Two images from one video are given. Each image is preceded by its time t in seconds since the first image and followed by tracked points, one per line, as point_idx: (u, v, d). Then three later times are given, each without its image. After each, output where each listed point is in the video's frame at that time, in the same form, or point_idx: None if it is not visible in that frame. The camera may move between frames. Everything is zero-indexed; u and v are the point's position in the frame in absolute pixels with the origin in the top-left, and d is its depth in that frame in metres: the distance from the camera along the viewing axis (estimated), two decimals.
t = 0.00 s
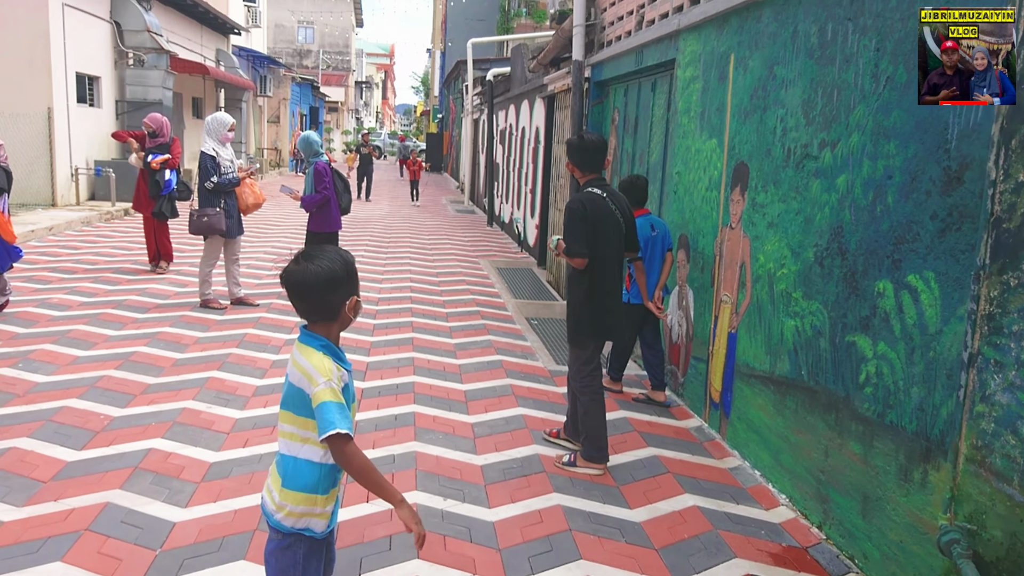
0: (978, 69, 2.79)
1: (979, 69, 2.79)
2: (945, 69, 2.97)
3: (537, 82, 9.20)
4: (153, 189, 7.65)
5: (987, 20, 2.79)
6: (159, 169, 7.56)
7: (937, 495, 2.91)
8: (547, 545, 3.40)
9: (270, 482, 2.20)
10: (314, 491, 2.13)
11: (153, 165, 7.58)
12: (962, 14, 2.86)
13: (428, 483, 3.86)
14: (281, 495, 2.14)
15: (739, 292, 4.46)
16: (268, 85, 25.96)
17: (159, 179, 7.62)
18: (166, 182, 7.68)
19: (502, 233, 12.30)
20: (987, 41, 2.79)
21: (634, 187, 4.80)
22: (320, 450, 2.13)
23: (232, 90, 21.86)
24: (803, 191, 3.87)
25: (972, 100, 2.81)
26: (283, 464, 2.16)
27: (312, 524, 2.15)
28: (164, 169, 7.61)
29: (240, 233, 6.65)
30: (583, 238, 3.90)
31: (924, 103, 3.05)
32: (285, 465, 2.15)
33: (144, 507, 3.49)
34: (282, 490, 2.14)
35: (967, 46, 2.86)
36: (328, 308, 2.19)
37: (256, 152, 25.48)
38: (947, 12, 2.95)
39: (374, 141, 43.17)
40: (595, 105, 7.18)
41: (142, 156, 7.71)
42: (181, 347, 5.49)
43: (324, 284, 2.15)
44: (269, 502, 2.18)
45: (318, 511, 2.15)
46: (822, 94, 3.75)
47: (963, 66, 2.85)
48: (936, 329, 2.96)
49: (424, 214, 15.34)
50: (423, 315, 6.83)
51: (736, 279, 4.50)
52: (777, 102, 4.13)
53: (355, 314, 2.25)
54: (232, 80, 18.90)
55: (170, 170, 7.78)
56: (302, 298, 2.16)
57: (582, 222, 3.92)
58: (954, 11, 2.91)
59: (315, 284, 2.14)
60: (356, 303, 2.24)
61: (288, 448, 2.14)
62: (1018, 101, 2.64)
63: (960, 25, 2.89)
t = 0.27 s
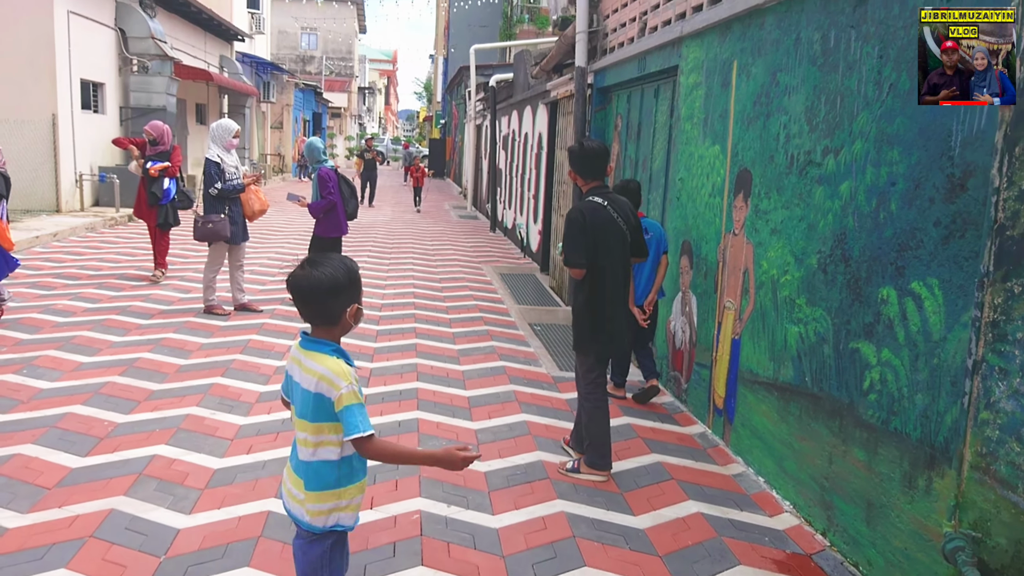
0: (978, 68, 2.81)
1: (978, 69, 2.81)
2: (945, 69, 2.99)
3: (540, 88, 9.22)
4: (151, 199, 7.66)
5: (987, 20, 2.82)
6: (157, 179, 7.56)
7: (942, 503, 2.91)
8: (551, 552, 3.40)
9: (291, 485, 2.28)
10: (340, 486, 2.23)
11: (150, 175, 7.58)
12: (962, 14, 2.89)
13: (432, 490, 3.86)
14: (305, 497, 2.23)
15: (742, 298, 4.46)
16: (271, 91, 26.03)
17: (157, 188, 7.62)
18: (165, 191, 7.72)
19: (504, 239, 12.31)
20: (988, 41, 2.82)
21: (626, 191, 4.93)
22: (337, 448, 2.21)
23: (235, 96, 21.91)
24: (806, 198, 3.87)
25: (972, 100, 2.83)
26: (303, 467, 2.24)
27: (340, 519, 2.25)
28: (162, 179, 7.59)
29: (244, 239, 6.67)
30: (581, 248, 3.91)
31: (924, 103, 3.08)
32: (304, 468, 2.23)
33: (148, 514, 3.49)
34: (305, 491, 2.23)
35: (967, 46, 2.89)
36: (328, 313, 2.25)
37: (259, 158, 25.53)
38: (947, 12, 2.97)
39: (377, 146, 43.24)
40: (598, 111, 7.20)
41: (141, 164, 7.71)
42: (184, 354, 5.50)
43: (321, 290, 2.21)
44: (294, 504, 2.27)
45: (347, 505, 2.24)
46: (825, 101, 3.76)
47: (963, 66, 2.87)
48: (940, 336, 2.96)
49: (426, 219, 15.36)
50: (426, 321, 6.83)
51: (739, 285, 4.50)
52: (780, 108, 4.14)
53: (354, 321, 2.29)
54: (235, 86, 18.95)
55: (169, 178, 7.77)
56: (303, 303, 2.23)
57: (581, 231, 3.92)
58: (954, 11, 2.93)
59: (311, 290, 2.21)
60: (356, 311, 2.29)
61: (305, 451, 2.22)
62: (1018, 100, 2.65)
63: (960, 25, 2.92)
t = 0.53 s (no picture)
0: (978, 69, 2.83)
1: (979, 69, 2.83)
2: (945, 69, 3.01)
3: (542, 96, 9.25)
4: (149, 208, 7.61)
5: (987, 20, 2.83)
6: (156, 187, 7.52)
7: (947, 513, 2.89)
8: (554, 562, 3.39)
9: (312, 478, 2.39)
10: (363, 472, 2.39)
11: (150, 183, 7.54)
12: (962, 14, 2.90)
13: (435, 499, 3.85)
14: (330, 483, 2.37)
15: (745, 307, 4.46)
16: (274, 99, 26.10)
17: (155, 196, 7.57)
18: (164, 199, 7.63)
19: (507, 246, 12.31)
20: (986, 40, 2.83)
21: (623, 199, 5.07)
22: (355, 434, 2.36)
23: (238, 104, 21.97)
24: (809, 207, 3.87)
25: (972, 100, 2.85)
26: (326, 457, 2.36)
27: (367, 501, 2.40)
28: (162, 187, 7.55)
29: (248, 247, 6.68)
30: (580, 257, 3.92)
31: (924, 103, 3.10)
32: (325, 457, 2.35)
33: (151, 523, 3.49)
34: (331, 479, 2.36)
35: (967, 46, 2.91)
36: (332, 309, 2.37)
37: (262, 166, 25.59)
38: (947, 12, 2.99)
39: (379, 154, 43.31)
40: (601, 120, 7.21)
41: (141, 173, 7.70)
42: (187, 362, 5.50)
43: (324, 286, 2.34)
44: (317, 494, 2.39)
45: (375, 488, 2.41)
46: (828, 110, 3.76)
47: (963, 66, 2.89)
48: (944, 345, 2.95)
49: (429, 227, 15.37)
50: (428, 329, 6.83)
51: (742, 294, 4.50)
52: (783, 117, 4.15)
53: (358, 318, 2.40)
54: (238, 94, 19.01)
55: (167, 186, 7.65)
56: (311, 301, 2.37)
57: (580, 240, 3.93)
58: (954, 11, 2.95)
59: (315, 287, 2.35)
60: (359, 308, 2.40)
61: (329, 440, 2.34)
62: (1018, 100, 2.67)
63: (960, 25, 2.93)
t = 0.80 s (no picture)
0: (978, 68, 2.86)
1: (978, 69, 2.85)
2: (945, 69, 3.02)
3: (544, 103, 9.27)
4: (147, 210, 7.61)
5: (987, 20, 2.85)
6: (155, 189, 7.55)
7: (950, 521, 2.89)
8: (556, 570, 3.38)
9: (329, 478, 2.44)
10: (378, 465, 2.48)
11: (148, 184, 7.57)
12: (962, 14, 2.93)
13: (438, 506, 3.84)
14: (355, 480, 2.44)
15: (748, 314, 4.46)
16: (276, 106, 26.16)
17: (155, 199, 7.58)
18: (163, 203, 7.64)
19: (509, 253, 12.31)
20: (986, 41, 2.85)
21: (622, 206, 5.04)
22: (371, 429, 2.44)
23: (241, 111, 22.01)
24: (812, 215, 3.87)
25: (972, 100, 2.87)
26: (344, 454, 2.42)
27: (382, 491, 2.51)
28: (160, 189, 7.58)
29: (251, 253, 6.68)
30: (579, 262, 3.93)
31: (924, 103, 3.10)
32: (346, 455, 2.41)
33: (153, 530, 3.48)
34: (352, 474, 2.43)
35: (967, 46, 2.92)
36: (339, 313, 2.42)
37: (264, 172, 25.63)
38: (947, 12, 3.01)
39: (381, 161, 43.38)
40: (603, 127, 7.22)
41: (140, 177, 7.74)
42: (189, 369, 5.50)
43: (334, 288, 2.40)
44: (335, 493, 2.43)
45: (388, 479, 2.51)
46: (830, 118, 3.76)
47: (963, 66, 2.91)
48: (947, 353, 2.95)
49: (431, 233, 15.38)
50: (430, 336, 6.83)
51: (745, 301, 4.50)
52: (785, 125, 4.15)
53: (367, 322, 2.45)
54: (241, 101, 19.06)
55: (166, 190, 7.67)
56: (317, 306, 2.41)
57: (579, 246, 3.94)
58: (954, 11, 2.97)
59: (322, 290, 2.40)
60: (365, 311, 2.45)
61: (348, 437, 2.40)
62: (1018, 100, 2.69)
63: (960, 25, 2.96)
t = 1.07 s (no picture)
0: (978, 69, 2.89)
1: (979, 70, 2.88)
2: (945, 70, 3.04)
3: (546, 113, 9.30)
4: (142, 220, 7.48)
5: (987, 20, 2.87)
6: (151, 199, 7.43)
7: (954, 533, 2.88)
8: None
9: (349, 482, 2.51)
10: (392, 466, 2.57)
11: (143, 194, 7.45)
12: (962, 14, 2.92)
13: (439, 517, 3.84)
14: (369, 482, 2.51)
15: (750, 324, 4.46)
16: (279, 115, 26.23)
17: (150, 209, 7.46)
18: (158, 214, 7.51)
19: (511, 262, 12.32)
20: (988, 40, 2.88)
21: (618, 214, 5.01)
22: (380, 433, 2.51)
23: (243, 120, 22.07)
24: (814, 225, 3.88)
25: (972, 100, 2.89)
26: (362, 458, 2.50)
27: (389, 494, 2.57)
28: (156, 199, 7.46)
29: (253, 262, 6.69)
30: (583, 270, 3.94)
31: (924, 104, 3.12)
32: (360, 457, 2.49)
33: (155, 541, 3.47)
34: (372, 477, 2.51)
35: (967, 46, 2.96)
36: (356, 321, 2.53)
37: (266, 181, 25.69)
38: (946, 12, 3.01)
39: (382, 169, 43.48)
40: (604, 136, 7.23)
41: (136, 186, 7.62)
42: (191, 378, 5.50)
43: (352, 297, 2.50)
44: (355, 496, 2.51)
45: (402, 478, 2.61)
46: (831, 128, 3.77)
47: (963, 66, 2.93)
48: (950, 364, 2.94)
49: (432, 242, 15.40)
50: (432, 345, 6.83)
51: (746, 311, 4.50)
52: (787, 135, 4.16)
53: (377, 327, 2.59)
54: (243, 110, 19.12)
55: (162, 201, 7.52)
56: (334, 316, 2.50)
57: (584, 254, 3.95)
58: (953, 11, 2.97)
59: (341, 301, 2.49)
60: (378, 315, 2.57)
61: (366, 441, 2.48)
62: (1017, 100, 2.71)
63: (960, 25, 2.96)
